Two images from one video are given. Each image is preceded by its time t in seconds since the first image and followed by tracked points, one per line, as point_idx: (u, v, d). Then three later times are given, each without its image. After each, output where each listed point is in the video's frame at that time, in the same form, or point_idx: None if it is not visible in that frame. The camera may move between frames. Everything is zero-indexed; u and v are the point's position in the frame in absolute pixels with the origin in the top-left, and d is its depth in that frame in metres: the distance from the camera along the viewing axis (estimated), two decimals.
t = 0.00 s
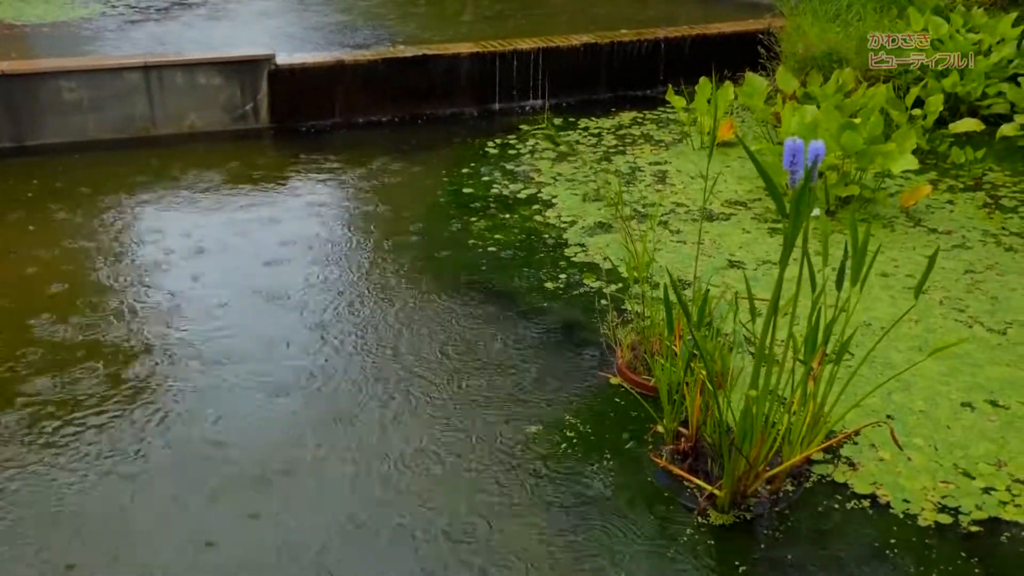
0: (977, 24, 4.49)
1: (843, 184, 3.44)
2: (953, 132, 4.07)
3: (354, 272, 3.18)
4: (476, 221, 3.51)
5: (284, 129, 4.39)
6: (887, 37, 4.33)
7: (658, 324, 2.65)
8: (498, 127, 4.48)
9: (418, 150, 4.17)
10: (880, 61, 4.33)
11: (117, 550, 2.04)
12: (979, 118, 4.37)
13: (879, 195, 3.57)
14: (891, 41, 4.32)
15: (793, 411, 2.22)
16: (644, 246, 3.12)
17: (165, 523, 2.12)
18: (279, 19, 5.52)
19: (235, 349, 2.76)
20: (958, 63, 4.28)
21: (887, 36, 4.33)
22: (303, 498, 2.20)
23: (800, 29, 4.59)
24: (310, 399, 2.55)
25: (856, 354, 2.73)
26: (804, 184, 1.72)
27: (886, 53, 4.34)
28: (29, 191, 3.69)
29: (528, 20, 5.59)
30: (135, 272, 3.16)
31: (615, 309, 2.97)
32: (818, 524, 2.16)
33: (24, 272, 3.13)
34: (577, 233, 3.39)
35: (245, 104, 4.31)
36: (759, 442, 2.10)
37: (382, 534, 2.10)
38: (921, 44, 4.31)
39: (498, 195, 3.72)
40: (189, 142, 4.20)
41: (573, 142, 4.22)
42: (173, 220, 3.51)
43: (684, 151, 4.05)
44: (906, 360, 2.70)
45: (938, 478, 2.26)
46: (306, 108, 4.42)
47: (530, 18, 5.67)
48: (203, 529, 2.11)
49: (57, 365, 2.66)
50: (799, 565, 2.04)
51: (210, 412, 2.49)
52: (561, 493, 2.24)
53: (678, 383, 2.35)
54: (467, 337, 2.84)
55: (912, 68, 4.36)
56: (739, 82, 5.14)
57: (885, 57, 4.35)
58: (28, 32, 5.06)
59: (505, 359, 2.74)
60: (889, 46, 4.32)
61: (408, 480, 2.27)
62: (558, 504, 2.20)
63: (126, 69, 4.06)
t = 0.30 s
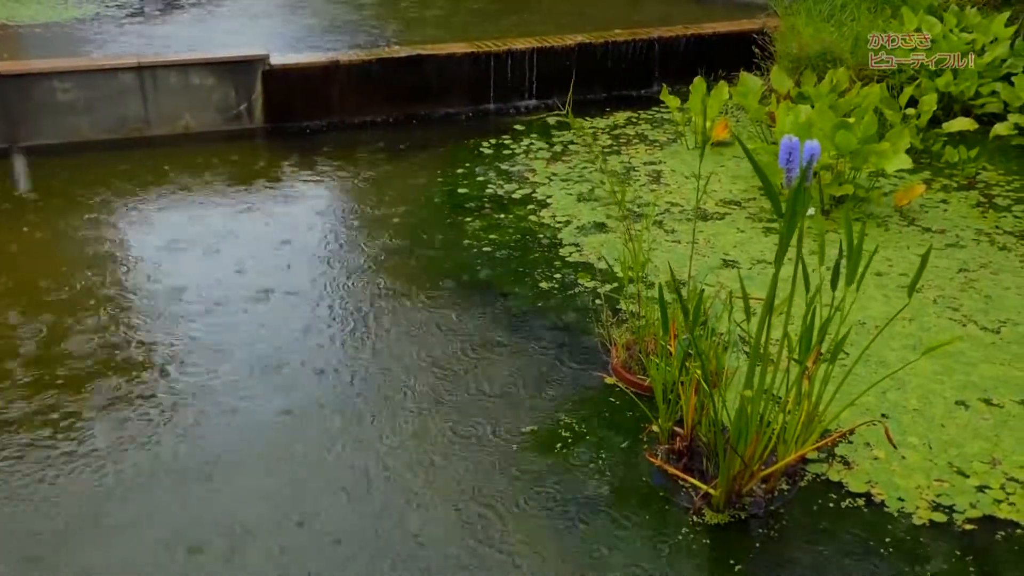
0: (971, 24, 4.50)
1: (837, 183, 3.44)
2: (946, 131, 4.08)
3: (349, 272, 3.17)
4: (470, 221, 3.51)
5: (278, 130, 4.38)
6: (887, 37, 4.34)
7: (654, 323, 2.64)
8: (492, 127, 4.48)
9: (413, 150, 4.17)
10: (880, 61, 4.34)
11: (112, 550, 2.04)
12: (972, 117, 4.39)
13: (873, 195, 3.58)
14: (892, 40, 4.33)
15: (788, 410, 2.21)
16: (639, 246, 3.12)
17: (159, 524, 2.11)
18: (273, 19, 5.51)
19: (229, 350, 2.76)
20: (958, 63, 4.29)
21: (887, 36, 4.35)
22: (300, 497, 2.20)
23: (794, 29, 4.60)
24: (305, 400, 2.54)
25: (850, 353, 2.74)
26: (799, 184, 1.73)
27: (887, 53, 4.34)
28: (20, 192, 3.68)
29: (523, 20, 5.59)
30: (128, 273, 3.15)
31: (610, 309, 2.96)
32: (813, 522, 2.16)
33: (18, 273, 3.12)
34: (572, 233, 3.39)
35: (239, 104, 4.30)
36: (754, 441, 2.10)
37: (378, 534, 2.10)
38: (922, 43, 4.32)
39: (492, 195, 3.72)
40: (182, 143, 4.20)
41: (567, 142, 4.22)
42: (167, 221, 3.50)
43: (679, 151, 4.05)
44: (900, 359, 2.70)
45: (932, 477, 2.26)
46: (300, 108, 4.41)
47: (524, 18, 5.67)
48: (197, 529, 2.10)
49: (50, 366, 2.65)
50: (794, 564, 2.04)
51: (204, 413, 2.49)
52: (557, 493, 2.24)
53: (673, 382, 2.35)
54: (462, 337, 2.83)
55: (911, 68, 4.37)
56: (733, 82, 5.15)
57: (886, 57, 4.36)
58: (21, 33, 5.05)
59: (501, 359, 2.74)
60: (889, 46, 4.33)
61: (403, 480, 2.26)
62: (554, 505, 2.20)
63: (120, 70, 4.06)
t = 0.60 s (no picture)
0: (967, 24, 4.51)
1: (834, 183, 3.45)
2: (942, 131, 4.09)
3: (345, 272, 3.17)
4: (467, 221, 3.51)
5: (274, 129, 4.37)
6: (888, 37, 4.35)
7: (650, 323, 2.65)
8: (489, 127, 4.48)
9: (409, 150, 4.17)
10: (880, 61, 4.34)
11: (109, 552, 2.04)
12: (968, 117, 4.40)
13: (869, 194, 3.59)
14: (892, 40, 4.33)
15: (785, 410, 2.22)
16: (636, 247, 3.13)
17: (156, 526, 2.11)
18: (269, 19, 5.51)
19: (224, 351, 2.75)
20: (958, 63, 4.29)
21: (887, 36, 4.35)
22: (297, 498, 2.20)
23: (791, 29, 4.60)
24: (301, 400, 2.54)
25: (846, 352, 2.74)
26: (795, 185, 1.73)
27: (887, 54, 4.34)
28: (15, 193, 3.68)
29: (519, 20, 5.59)
30: (124, 273, 3.15)
31: (607, 308, 2.97)
32: (810, 522, 2.16)
33: (14, 274, 3.11)
34: (569, 233, 3.39)
35: (236, 105, 4.30)
36: (751, 441, 2.10)
37: (375, 535, 2.10)
38: (921, 43, 4.32)
39: (489, 195, 3.72)
40: (178, 143, 4.19)
41: (564, 142, 4.22)
42: (163, 222, 3.50)
43: (675, 151, 4.06)
44: (896, 359, 2.71)
45: (928, 476, 2.27)
46: (297, 108, 4.41)
47: (521, 18, 5.67)
48: (194, 530, 2.10)
49: (47, 367, 2.65)
50: (791, 563, 2.05)
51: (201, 414, 2.49)
52: (554, 493, 2.24)
53: (669, 382, 2.35)
54: (459, 338, 2.83)
55: (910, 67, 4.38)
56: (729, 82, 5.15)
57: (886, 57, 4.36)
58: (17, 33, 5.04)
59: (497, 359, 2.74)
60: (890, 45, 4.33)
61: (400, 481, 2.26)
62: (551, 505, 2.20)
63: (115, 70, 4.05)
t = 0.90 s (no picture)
0: (966, 24, 4.51)
1: (832, 183, 3.45)
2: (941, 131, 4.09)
3: (344, 272, 3.17)
4: (466, 221, 3.51)
5: (273, 129, 4.37)
6: (888, 36, 4.35)
7: (649, 323, 2.64)
8: (487, 127, 4.48)
9: (408, 150, 4.17)
10: (880, 61, 4.34)
11: (107, 552, 2.04)
12: (966, 117, 4.40)
13: (867, 195, 3.59)
14: (892, 40, 4.34)
15: (783, 410, 2.22)
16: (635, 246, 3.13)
17: (154, 526, 2.11)
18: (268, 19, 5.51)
19: (222, 351, 2.75)
20: (958, 63, 4.30)
21: (887, 36, 4.36)
22: (295, 499, 2.20)
23: (790, 29, 4.60)
24: (299, 400, 2.54)
25: (845, 352, 2.75)
26: (791, 184, 1.73)
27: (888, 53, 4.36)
28: (14, 193, 3.68)
29: (517, 20, 5.59)
30: (121, 274, 3.15)
31: (605, 308, 2.97)
32: (809, 521, 2.16)
33: (13, 274, 3.11)
34: (567, 233, 3.39)
35: (234, 105, 4.30)
36: (749, 441, 2.10)
37: (374, 535, 2.10)
38: (921, 43, 4.32)
39: (488, 195, 3.72)
40: (177, 143, 4.19)
41: (562, 142, 4.22)
42: (161, 222, 3.50)
43: (674, 151, 4.06)
44: (894, 358, 2.71)
45: (927, 476, 2.27)
46: (295, 109, 4.41)
47: (520, 18, 5.67)
48: (193, 531, 2.10)
49: (45, 367, 2.65)
50: (789, 563, 2.05)
51: (199, 414, 2.49)
52: (552, 493, 2.24)
53: (668, 382, 2.35)
54: (457, 338, 2.83)
55: (909, 67, 4.38)
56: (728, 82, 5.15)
57: (886, 57, 4.36)
58: (16, 33, 5.05)
59: (495, 359, 2.74)
60: (890, 45, 4.34)
61: (399, 481, 2.26)
62: (549, 505, 2.20)
63: (113, 70, 4.05)
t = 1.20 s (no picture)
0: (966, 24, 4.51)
1: (832, 183, 3.45)
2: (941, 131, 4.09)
3: (343, 273, 3.17)
4: (465, 221, 3.51)
5: (273, 129, 4.37)
6: (887, 36, 4.33)
7: (648, 323, 2.65)
8: (487, 127, 4.48)
9: (407, 151, 4.17)
10: (880, 61, 4.32)
11: (108, 552, 2.04)
12: (966, 117, 4.40)
13: (867, 195, 3.59)
14: (891, 40, 4.31)
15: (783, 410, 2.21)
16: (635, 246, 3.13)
17: (154, 526, 2.11)
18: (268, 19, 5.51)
19: (222, 351, 2.75)
20: (959, 63, 4.30)
21: (887, 36, 4.33)
22: (295, 499, 2.20)
23: (790, 29, 4.60)
24: (299, 400, 2.54)
25: (845, 352, 2.75)
26: (792, 185, 1.72)
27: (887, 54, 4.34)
28: (14, 193, 3.68)
29: (517, 20, 5.59)
30: (121, 274, 3.15)
31: (605, 308, 2.97)
32: (809, 521, 2.16)
33: (13, 274, 3.11)
34: (567, 233, 3.39)
35: (234, 105, 4.30)
36: (749, 441, 2.10)
37: (373, 535, 2.09)
38: (921, 43, 4.31)
39: (488, 195, 3.72)
40: (177, 142, 4.20)
41: (562, 142, 4.22)
42: (161, 222, 3.50)
43: (674, 151, 4.06)
44: (894, 358, 2.71)
45: (926, 475, 2.27)
46: (295, 109, 4.41)
47: (519, 18, 5.67)
48: (194, 531, 2.10)
49: (46, 367, 2.65)
50: (790, 562, 2.05)
51: (199, 413, 2.49)
52: (552, 493, 2.24)
53: (668, 382, 2.35)
54: (457, 338, 2.83)
55: (909, 67, 4.38)
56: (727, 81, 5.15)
57: (886, 57, 4.35)
58: (16, 33, 5.05)
59: (495, 360, 2.74)
60: (889, 45, 4.32)
61: (399, 481, 2.26)
62: (549, 505, 2.20)
63: (114, 70, 4.05)
